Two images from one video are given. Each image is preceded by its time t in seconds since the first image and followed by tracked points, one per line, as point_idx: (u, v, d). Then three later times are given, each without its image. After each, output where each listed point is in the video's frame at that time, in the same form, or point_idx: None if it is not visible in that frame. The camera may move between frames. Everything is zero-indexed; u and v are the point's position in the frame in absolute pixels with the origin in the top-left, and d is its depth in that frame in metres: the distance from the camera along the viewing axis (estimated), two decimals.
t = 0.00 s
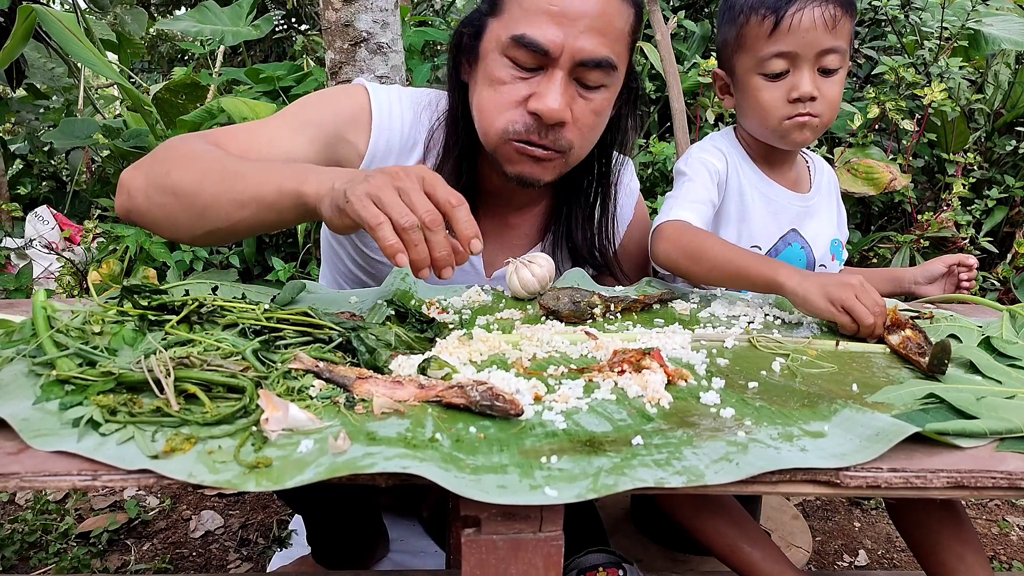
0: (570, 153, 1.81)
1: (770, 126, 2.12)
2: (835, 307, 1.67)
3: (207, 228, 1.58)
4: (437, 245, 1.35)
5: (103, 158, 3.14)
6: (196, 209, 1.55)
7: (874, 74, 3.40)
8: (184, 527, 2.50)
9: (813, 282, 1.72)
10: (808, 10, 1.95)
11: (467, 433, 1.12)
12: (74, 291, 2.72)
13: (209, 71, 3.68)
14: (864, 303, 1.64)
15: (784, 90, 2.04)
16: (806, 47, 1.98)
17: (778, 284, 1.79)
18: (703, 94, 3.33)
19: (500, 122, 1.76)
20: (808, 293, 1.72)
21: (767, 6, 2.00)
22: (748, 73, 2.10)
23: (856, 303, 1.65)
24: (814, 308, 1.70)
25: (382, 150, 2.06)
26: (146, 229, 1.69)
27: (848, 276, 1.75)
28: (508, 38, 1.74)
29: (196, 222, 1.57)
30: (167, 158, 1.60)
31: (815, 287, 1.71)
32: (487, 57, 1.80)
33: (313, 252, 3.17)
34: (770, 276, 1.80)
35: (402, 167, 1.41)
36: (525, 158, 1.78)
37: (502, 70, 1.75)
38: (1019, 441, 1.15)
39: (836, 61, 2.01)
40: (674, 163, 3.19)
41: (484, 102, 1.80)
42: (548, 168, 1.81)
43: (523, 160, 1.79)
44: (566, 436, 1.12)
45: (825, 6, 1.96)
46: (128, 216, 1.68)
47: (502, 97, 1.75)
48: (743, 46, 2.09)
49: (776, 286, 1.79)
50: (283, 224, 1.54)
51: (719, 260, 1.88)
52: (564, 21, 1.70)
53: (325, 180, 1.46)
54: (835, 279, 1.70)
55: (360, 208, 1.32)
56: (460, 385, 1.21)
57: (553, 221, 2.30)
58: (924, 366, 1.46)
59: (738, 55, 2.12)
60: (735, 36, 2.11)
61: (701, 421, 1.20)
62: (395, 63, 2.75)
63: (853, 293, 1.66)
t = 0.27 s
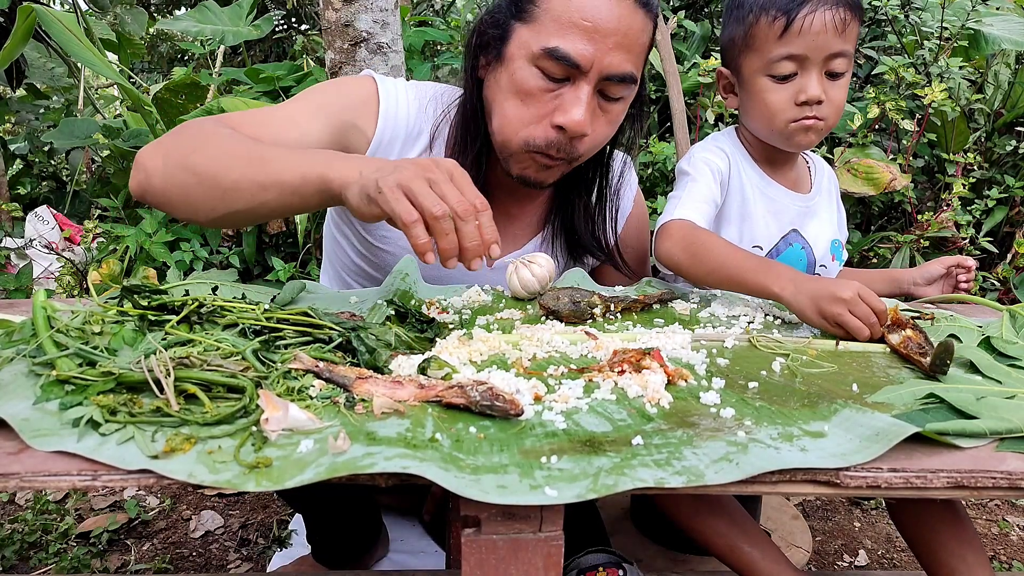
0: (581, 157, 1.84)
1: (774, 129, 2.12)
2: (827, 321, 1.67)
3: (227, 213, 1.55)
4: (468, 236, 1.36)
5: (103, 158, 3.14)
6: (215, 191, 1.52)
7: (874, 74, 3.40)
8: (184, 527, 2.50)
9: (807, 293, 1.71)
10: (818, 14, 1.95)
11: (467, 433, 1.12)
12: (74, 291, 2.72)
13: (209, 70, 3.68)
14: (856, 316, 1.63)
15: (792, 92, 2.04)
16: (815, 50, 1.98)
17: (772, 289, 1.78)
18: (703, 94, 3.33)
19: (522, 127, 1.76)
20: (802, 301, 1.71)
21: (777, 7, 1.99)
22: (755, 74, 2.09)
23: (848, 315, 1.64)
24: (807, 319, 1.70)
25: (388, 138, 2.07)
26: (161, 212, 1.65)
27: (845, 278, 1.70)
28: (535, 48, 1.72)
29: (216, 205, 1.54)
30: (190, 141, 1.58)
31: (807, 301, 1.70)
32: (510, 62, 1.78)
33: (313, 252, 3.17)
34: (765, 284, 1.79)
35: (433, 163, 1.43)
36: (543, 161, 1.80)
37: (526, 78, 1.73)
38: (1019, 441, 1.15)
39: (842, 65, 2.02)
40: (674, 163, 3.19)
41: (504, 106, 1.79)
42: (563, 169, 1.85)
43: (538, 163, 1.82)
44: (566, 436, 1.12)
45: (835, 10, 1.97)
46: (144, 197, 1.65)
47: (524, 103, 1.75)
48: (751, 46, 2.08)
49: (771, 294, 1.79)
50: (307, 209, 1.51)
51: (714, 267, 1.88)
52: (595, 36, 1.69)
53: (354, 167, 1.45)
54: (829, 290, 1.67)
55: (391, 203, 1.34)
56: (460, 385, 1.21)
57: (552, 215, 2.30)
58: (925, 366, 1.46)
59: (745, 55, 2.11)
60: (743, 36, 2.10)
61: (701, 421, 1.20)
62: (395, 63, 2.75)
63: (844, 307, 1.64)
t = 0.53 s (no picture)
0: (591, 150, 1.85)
1: (779, 129, 2.12)
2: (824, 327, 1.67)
3: (283, 212, 1.46)
4: (544, 244, 1.39)
5: (103, 158, 3.14)
6: (271, 186, 1.43)
7: (874, 74, 3.40)
8: (184, 527, 2.50)
9: (801, 300, 1.70)
10: (824, 15, 1.95)
11: (467, 433, 1.12)
12: (75, 291, 2.72)
13: (209, 71, 3.68)
14: (854, 324, 1.63)
15: (797, 93, 2.04)
16: (820, 51, 1.98)
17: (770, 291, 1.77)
18: (703, 94, 3.33)
19: (536, 121, 1.77)
20: (797, 307, 1.70)
21: (783, 9, 1.99)
22: (760, 75, 2.09)
23: (847, 323, 1.63)
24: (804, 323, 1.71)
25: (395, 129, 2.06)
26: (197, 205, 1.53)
27: (844, 281, 1.68)
28: (550, 43, 1.73)
29: (270, 202, 1.44)
30: (239, 132, 1.48)
31: (804, 308, 1.69)
32: (523, 56, 1.79)
33: (312, 252, 3.17)
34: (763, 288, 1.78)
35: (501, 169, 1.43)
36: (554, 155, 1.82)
37: (540, 71, 1.75)
38: (1019, 441, 1.15)
39: (847, 66, 2.03)
40: (674, 163, 3.19)
41: (516, 98, 1.80)
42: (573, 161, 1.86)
43: (549, 153, 1.83)
44: (566, 436, 1.12)
45: (842, 11, 1.97)
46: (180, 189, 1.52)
47: (536, 98, 1.76)
48: (756, 47, 2.08)
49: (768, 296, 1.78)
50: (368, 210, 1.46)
51: (714, 270, 1.87)
52: (608, 32, 1.70)
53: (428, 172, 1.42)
54: (827, 298, 1.65)
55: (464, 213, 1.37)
56: (460, 385, 1.21)
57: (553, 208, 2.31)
58: (927, 366, 1.46)
59: (749, 56, 2.11)
60: (748, 37, 2.09)
61: (701, 421, 1.20)
62: (395, 63, 2.75)
63: (842, 316, 1.64)
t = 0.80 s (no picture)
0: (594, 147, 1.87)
1: (783, 126, 2.12)
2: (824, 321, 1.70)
3: (343, 215, 1.52)
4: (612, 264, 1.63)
5: (104, 158, 3.15)
6: (340, 190, 1.49)
7: (874, 75, 3.40)
8: (184, 527, 2.50)
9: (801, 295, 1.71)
10: (826, 9, 1.95)
11: (466, 433, 1.12)
12: (75, 291, 2.72)
13: (209, 71, 3.68)
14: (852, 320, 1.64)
15: (801, 89, 2.03)
16: (824, 46, 1.98)
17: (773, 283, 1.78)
18: (703, 94, 3.33)
19: (545, 117, 1.78)
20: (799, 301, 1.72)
21: (785, 5, 2.00)
22: (763, 73, 2.09)
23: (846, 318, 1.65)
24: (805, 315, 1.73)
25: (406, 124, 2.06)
26: (248, 199, 1.56)
27: (843, 274, 1.68)
28: (561, 42, 1.75)
29: (337, 205, 1.50)
30: (304, 131, 1.52)
31: (804, 303, 1.71)
32: (532, 53, 1.80)
33: (312, 252, 3.17)
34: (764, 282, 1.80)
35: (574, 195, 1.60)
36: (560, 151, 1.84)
37: (550, 68, 1.76)
38: (1019, 441, 1.15)
39: (849, 60, 2.03)
40: (674, 163, 3.19)
41: (524, 95, 1.81)
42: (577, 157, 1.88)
43: (555, 148, 1.84)
44: (566, 436, 1.12)
45: (844, 5, 1.97)
46: (232, 181, 1.55)
47: (545, 95, 1.77)
48: (759, 45, 2.08)
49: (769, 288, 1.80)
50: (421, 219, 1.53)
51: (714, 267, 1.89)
52: (618, 33, 1.73)
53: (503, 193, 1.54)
54: (825, 296, 1.67)
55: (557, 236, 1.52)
56: (460, 385, 1.21)
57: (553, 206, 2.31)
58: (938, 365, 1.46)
59: (752, 53, 2.11)
60: (750, 34, 2.09)
61: (701, 421, 1.20)
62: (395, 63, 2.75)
63: (841, 313, 1.65)
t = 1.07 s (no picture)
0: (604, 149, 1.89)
1: (804, 118, 2.11)
2: (812, 315, 1.71)
3: (372, 211, 1.54)
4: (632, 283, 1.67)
5: (104, 158, 3.15)
6: (372, 187, 1.51)
7: (874, 74, 3.40)
8: (184, 527, 2.50)
9: (791, 290, 1.73)
10: None
11: (466, 433, 1.12)
12: (75, 291, 2.72)
13: (209, 71, 3.68)
14: (839, 316, 1.66)
15: (824, 77, 2.04)
16: (842, 32, 2.01)
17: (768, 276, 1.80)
18: (703, 94, 3.33)
19: (558, 118, 1.79)
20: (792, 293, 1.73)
21: None
22: (781, 63, 2.08)
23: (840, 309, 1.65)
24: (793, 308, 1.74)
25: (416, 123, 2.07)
26: (275, 189, 1.56)
27: (836, 273, 1.70)
28: (573, 44, 1.75)
29: (367, 202, 1.52)
30: (337, 125, 1.54)
31: (793, 297, 1.73)
32: (544, 55, 1.80)
33: (312, 252, 3.17)
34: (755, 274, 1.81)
35: (605, 211, 1.62)
36: (573, 153, 1.85)
37: (562, 71, 1.77)
38: (1019, 441, 1.15)
39: (857, 48, 2.08)
40: (674, 163, 3.19)
41: (537, 96, 1.81)
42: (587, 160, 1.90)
43: (566, 149, 1.85)
44: (566, 436, 1.12)
45: None
46: (260, 171, 1.55)
47: (557, 96, 1.78)
48: (774, 37, 2.07)
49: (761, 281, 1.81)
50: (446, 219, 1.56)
51: (705, 259, 1.90)
52: (630, 37, 1.73)
53: (532, 200, 1.58)
54: (814, 292, 1.68)
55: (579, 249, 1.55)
56: (460, 385, 1.21)
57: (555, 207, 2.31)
58: (928, 367, 1.46)
59: (766, 47, 2.10)
60: (764, 27, 2.09)
61: (701, 421, 1.20)
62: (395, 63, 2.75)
63: (829, 308, 1.66)
